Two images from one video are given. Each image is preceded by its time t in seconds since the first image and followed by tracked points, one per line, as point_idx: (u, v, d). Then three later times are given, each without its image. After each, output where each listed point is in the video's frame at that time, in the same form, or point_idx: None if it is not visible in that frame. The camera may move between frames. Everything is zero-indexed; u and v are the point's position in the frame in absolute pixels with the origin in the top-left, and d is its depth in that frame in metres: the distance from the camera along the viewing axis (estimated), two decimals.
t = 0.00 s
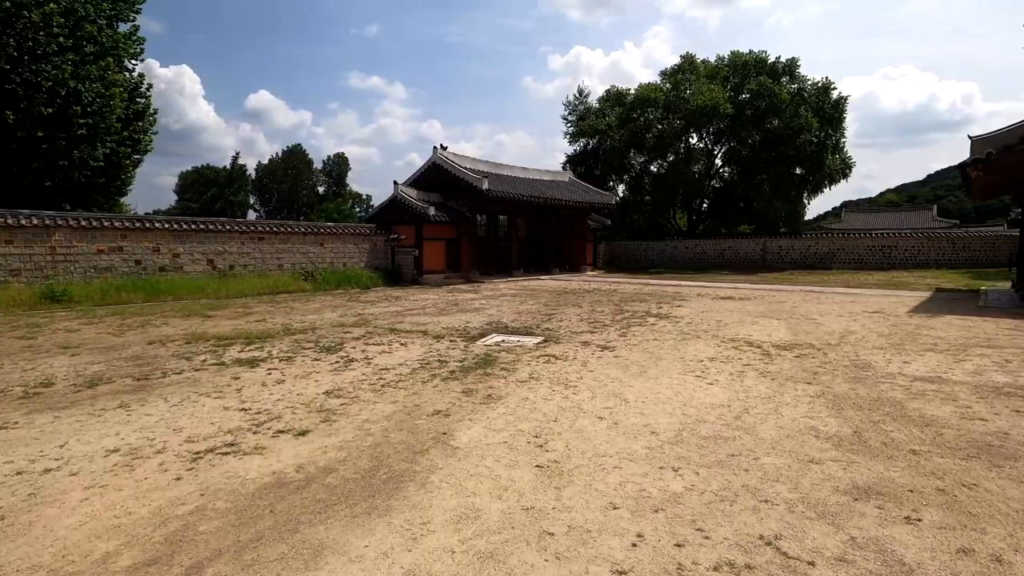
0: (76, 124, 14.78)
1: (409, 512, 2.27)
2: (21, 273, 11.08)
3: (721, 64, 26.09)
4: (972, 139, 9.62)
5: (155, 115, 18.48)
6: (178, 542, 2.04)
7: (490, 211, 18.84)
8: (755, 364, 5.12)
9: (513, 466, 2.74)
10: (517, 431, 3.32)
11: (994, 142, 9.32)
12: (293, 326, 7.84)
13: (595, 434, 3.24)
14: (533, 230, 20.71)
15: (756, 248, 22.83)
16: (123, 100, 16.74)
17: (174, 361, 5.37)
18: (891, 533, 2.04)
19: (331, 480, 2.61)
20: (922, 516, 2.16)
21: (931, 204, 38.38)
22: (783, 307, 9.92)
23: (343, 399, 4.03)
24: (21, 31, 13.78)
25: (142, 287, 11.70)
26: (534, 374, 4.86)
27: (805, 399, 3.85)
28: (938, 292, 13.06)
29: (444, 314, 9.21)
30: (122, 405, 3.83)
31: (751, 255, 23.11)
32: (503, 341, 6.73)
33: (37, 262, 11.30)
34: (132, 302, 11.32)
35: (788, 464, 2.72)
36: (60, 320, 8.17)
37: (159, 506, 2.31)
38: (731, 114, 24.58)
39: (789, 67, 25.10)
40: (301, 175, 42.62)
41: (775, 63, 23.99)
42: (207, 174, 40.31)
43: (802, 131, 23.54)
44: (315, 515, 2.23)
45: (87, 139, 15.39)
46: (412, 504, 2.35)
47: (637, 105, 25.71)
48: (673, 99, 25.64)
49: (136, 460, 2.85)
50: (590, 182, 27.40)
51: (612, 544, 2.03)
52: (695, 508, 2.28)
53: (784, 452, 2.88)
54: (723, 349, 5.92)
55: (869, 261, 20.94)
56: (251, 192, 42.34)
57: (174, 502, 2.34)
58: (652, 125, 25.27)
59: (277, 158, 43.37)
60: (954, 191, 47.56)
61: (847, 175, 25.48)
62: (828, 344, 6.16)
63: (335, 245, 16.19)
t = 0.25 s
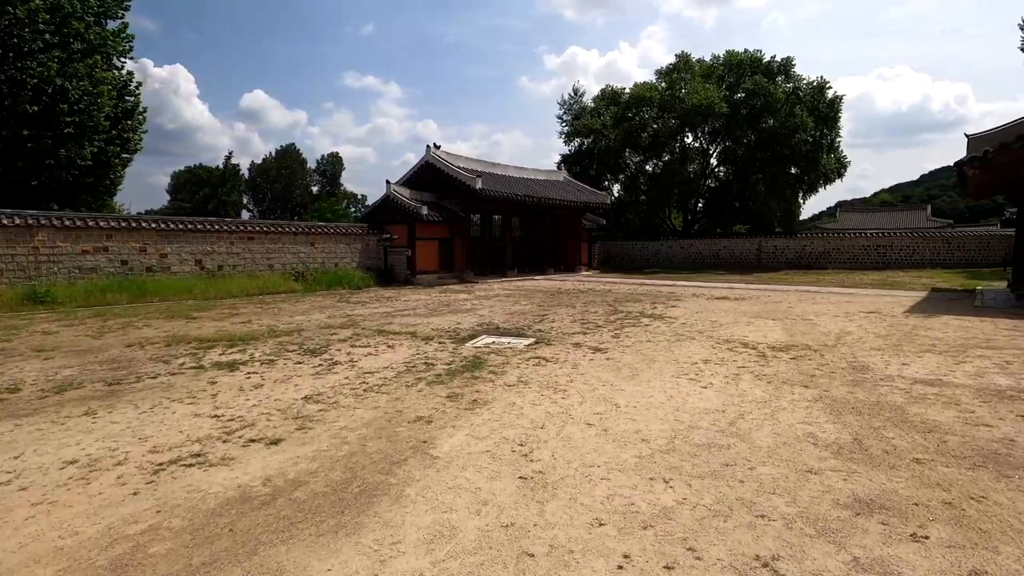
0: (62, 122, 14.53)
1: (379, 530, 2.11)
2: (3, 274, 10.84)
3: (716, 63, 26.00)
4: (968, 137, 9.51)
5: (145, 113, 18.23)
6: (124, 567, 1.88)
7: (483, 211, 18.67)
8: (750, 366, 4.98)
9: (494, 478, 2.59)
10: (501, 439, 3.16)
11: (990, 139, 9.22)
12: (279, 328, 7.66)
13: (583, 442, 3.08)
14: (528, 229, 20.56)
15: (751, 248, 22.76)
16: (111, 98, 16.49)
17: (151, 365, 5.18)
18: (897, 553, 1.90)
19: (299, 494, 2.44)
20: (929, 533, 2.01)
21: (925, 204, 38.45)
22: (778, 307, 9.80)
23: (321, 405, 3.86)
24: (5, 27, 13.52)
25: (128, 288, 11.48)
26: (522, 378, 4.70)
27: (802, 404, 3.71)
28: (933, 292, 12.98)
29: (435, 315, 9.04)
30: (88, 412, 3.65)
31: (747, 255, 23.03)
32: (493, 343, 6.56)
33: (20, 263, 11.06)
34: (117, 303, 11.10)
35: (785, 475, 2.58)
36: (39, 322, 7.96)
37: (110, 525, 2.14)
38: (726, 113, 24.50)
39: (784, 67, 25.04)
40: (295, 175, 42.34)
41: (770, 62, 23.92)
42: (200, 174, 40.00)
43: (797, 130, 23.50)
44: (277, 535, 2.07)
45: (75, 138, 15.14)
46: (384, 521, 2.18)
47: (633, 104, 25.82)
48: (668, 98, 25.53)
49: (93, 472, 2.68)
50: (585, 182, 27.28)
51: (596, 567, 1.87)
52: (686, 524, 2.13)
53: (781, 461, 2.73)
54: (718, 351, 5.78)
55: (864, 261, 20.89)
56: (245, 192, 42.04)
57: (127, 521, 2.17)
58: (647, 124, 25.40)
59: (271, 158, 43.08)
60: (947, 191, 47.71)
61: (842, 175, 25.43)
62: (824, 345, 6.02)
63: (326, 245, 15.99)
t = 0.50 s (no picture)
0: (49, 122, 14.30)
1: (340, 552, 1.96)
2: None
3: (711, 65, 25.97)
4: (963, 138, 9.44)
5: (134, 113, 18.00)
6: None
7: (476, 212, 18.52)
8: (742, 371, 4.85)
9: (469, 493, 2.43)
10: (480, 448, 3.01)
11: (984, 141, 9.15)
12: (262, 331, 7.48)
13: (567, 453, 2.93)
14: (521, 231, 20.43)
15: (746, 250, 22.71)
16: (99, 97, 16.26)
17: (124, 369, 5.00)
18: None
19: (259, 510, 2.28)
20: (930, 554, 1.88)
21: (918, 208, 38.58)
22: (773, 309, 9.69)
23: (296, 412, 3.69)
24: None
25: (112, 289, 11.27)
26: (508, 383, 4.55)
27: (795, 411, 3.57)
28: (927, 294, 12.93)
29: (424, 317, 8.88)
30: (49, 420, 3.48)
31: (741, 257, 22.98)
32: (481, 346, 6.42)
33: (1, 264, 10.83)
34: (101, 305, 10.89)
35: (777, 488, 2.44)
36: (17, 324, 7.76)
37: (48, 547, 1.98)
38: (721, 115, 24.46)
39: (778, 69, 25.04)
40: (288, 176, 42.10)
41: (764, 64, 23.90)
42: (193, 175, 39.70)
43: (791, 133, 23.52)
44: (229, 558, 1.92)
45: (62, 137, 14.91)
46: (346, 541, 2.03)
47: (627, 105, 25.84)
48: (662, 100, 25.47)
49: (42, 486, 2.51)
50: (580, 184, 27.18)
51: None
52: (671, 545, 1.99)
53: (774, 473, 2.59)
54: (710, 355, 5.65)
55: (858, 263, 20.86)
56: (237, 192, 41.76)
57: (68, 542, 2.01)
58: (641, 125, 25.50)
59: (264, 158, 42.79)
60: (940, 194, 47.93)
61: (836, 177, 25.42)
62: (818, 349, 5.90)
63: (317, 246, 15.81)
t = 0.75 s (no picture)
0: (35, 121, 14.05)
1: None
2: None
3: (705, 66, 25.92)
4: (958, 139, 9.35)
5: (123, 112, 17.75)
6: None
7: (469, 213, 18.37)
8: (735, 376, 4.72)
9: (444, 512, 2.29)
10: (460, 462, 2.87)
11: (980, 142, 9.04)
12: (246, 334, 7.30)
13: (551, 466, 2.79)
14: (515, 232, 20.30)
15: (740, 251, 22.65)
16: (87, 96, 16.01)
17: (97, 376, 4.82)
18: None
19: (217, 533, 2.13)
20: None
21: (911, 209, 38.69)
22: (767, 311, 9.59)
23: (270, 422, 3.54)
24: None
25: (97, 291, 11.06)
26: (494, 390, 4.40)
27: (790, 420, 3.44)
28: (922, 296, 12.87)
29: (414, 320, 8.72)
30: (9, 432, 3.31)
31: (736, 258, 22.91)
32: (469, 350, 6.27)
33: None
34: (85, 308, 10.68)
35: (770, 506, 2.31)
36: None
37: None
38: (715, 116, 24.40)
39: (772, 70, 25.01)
40: (282, 176, 41.81)
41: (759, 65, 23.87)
42: (185, 175, 39.38)
43: (785, 134, 23.48)
44: None
45: (49, 136, 14.66)
46: (308, 570, 1.89)
47: (622, 106, 25.80)
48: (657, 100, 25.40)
49: None
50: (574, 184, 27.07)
51: None
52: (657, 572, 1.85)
53: (767, 489, 2.46)
54: (703, 359, 5.52)
55: (852, 265, 20.83)
56: (230, 193, 41.45)
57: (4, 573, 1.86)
58: (636, 126, 25.38)
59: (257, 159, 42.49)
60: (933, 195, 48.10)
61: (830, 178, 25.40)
62: (813, 353, 5.78)
63: (308, 248, 15.63)
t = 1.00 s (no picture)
0: (13, 119, 13.71)
1: None
2: None
3: (696, 67, 25.91)
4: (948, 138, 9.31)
5: (106, 110, 17.41)
6: None
7: (459, 213, 18.19)
8: (728, 379, 4.59)
9: (418, 530, 2.13)
10: (438, 472, 2.70)
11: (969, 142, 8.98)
12: (226, 337, 7.08)
13: (534, 477, 2.63)
14: (506, 232, 20.15)
15: (731, 252, 22.64)
16: (68, 94, 15.67)
17: (63, 382, 4.60)
18: None
19: (168, 556, 1.96)
20: None
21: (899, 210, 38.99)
22: (759, 312, 9.49)
23: (240, 430, 3.35)
24: None
25: (75, 293, 10.78)
26: (479, 394, 4.24)
27: (784, 425, 3.31)
28: (912, 296, 12.86)
29: (400, 322, 8.53)
30: None
31: (726, 259, 22.90)
32: (455, 353, 6.10)
33: None
34: (62, 310, 10.40)
35: (766, 519, 2.16)
36: None
37: None
38: (706, 117, 24.40)
39: (762, 71, 25.04)
40: (271, 177, 41.41)
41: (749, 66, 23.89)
42: (172, 176, 38.89)
43: (775, 134, 23.51)
44: None
45: (28, 135, 14.33)
46: None
47: (613, 106, 25.75)
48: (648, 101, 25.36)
49: None
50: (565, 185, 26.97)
51: None
52: None
53: (762, 501, 2.32)
54: (694, 362, 5.39)
55: (842, 265, 20.87)
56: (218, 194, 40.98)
57: None
58: (626, 127, 25.30)
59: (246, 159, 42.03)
60: (921, 196, 48.53)
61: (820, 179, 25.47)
62: (806, 354, 5.67)
63: (295, 248, 15.39)
